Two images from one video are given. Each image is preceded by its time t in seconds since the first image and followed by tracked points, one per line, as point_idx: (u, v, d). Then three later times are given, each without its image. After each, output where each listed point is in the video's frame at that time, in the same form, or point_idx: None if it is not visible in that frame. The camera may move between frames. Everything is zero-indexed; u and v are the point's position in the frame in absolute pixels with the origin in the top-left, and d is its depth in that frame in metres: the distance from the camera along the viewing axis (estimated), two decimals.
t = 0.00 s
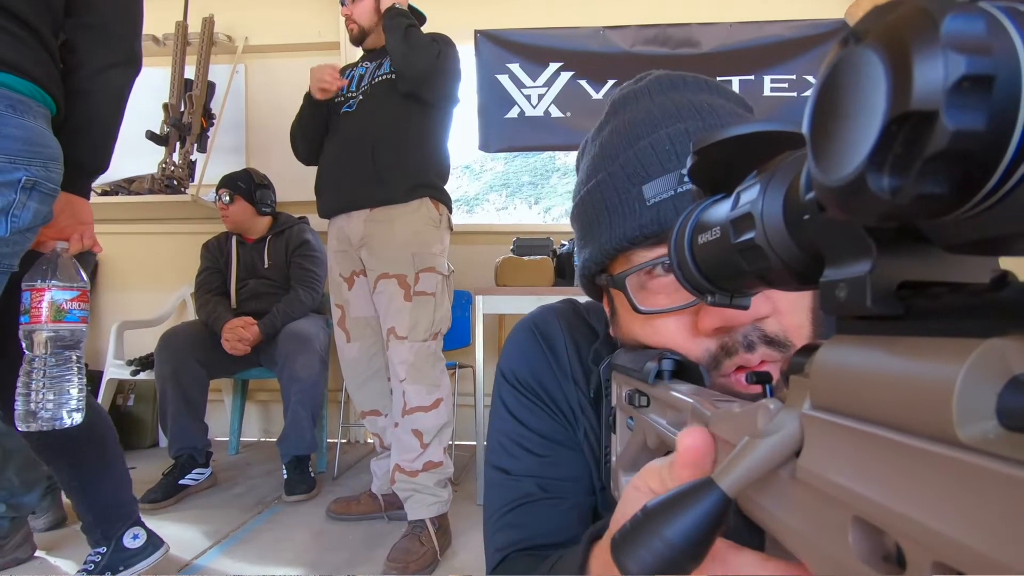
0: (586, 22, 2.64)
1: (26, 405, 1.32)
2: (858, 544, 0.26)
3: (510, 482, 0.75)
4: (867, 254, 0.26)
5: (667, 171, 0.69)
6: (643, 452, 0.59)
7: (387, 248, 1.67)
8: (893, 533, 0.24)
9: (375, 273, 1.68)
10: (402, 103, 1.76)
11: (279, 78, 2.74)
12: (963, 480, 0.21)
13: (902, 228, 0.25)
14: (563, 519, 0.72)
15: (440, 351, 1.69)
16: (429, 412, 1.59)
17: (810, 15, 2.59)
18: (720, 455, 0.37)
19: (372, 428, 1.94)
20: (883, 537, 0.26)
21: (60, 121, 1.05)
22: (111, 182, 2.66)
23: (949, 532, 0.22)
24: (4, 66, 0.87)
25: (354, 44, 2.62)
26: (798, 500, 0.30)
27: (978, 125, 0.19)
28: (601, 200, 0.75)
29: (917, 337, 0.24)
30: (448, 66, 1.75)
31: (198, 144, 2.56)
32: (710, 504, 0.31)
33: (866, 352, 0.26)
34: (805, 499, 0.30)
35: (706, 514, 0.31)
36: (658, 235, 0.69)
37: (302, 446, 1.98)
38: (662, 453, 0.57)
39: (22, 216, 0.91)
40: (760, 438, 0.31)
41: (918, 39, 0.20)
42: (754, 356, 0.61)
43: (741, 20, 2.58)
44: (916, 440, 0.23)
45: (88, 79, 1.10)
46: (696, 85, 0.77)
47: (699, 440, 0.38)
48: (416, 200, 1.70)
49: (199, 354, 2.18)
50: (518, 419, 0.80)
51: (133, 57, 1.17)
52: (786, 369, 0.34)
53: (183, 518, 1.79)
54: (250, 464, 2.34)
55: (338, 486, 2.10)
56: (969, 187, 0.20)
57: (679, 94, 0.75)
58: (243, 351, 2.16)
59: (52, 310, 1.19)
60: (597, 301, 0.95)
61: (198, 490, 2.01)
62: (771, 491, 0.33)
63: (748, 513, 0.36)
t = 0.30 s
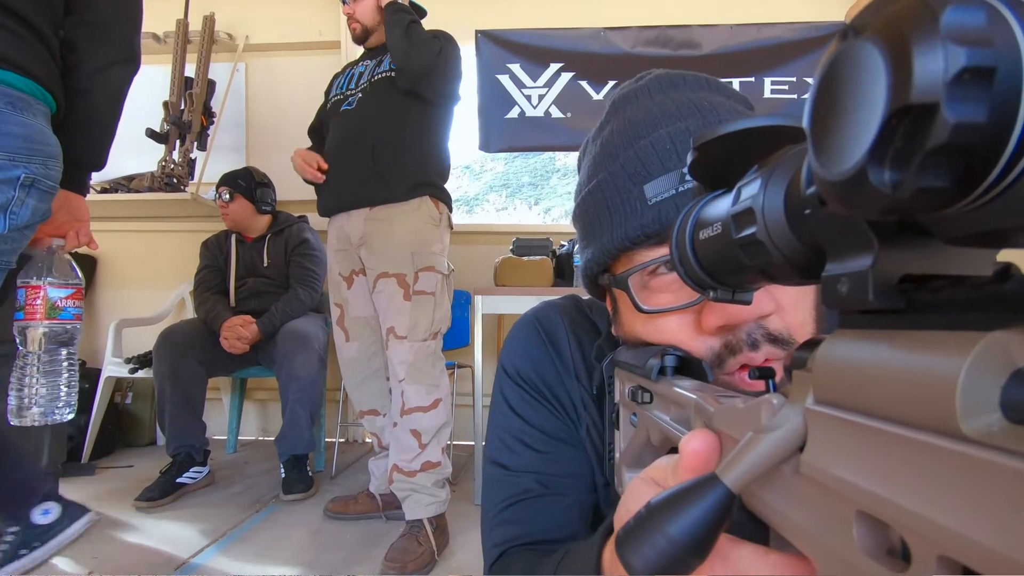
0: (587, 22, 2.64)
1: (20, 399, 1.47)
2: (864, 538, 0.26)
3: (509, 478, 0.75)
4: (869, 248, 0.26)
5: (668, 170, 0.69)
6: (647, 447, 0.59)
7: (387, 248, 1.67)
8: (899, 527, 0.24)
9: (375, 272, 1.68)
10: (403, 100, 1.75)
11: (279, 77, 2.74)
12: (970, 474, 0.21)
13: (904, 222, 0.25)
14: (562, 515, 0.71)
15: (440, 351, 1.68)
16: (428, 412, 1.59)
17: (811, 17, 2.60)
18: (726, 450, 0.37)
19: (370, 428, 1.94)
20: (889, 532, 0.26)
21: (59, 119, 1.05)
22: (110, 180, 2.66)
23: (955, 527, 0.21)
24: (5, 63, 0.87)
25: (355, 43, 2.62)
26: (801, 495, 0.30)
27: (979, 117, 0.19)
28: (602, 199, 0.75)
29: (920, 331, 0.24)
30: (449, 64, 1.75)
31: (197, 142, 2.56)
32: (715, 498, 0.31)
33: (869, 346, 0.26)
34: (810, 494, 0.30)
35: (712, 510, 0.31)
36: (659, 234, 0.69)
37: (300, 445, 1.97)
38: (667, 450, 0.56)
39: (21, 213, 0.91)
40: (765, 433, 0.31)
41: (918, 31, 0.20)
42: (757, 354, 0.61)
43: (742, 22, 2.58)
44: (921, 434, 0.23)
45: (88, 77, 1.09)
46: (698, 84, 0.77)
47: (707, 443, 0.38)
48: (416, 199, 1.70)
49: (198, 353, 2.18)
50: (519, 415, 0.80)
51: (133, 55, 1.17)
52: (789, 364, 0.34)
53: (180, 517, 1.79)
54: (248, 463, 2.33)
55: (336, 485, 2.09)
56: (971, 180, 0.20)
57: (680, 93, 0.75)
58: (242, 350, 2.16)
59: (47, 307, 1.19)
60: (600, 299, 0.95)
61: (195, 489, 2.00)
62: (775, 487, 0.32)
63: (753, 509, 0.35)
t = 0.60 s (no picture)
0: (592, 23, 2.64)
1: (22, 387, 1.49)
2: (857, 536, 0.26)
3: (502, 480, 0.74)
4: (860, 247, 0.25)
5: (660, 172, 0.69)
6: (640, 449, 0.59)
7: (388, 246, 1.67)
8: (890, 523, 0.24)
9: (376, 269, 1.68)
10: (404, 98, 1.75)
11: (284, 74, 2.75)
12: (960, 469, 0.21)
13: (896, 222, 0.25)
14: (555, 519, 0.71)
15: (439, 350, 1.68)
16: (427, 412, 1.59)
17: (816, 22, 2.60)
18: (721, 452, 0.37)
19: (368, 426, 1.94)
20: (881, 529, 0.26)
21: (62, 111, 1.05)
22: (114, 174, 2.66)
23: (945, 521, 0.21)
24: (7, 53, 0.87)
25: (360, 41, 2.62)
26: (794, 494, 0.30)
27: (965, 116, 0.19)
28: (595, 201, 0.75)
29: (911, 329, 0.24)
30: (451, 61, 1.75)
31: (201, 138, 2.56)
32: (710, 498, 0.31)
33: (860, 345, 0.26)
34: (804, 493, 0.29)
35: (707, 510, 0.31)
36: (652, 235, 0.69)
37: (298, 442, 1.97)
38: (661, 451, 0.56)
39: (21, 203, 0.91)
40: (760, 432, 0.31)
41: (904, 31, 0.20)
42: (749, 357, 0.61)
43: (748, 26, 2.58)
44: (913, 432, 0.23)
45: (92, 69, 1.10)
46: (693, 86, 0.77)
47: (702, 446, 0.37)
48: (418, 196, 1.70)
49: (198, 348, 2.18)
50: (512, 417, 0.80)
51: (138, 49, 1.17)
52: (782, 364, 0.34)
53: (177, 512, 1.79)
54: (246, 459, 2.34)
55: (334, 483, 2.09)
56: (961, 178, 0.20)
57: (673, 95, 0.75)
58: (242, 346, 2.17)
59: (50, 296, 1.19)
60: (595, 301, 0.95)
61: (193, 484, 2.01)
62: (770, 486, 0.32)
63: (748, 508, 0.35)
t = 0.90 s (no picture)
0: (594, 23, 2.64)
1: (27, 385, 1.50)
2: (853, 544, 0.26)
3: (501, 483, 0.74)
4: (862, 256, 0.25)
5: (665, 175, 0.69)
6: (638, 452, 0.59)
7: (390, 245, 1.67)
8: (886, 532, 0.24)
9: (378, 269, 1.68)
10: (408, 98, 1.75)
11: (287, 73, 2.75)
12: (958, 479, 0.21)
13: (899, 231, 0.25)
14: (554, 521, 0.71)
15: (440, 350, 1.69)
16: (428, 411, 1.59)
17: (819, 23, 2.60)
18: (718, 457, 0.37)
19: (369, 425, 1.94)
20: (877, 538, 0.26)
21: (63, 110, 1.05)
22: (115, 172, 2.67)
23: (942, 532, 0.21)
24: (8, 52, 0.87)
25: (362, 40, 2.63)
26: (792, 501, 0.30)
27: (972, 127, 0.19)
28: (599, 203, 0.75)
29: (912, 339, 0.24)
30: (455, 62, 1.75)
31: (203, 137, 2.56)
32: (707, 503, 0.31)
33: (860, 354, 0.26)
34: (800, 500, 0.30)
35: (703, 515, 0.31)
36: (656, 238, 0.69)
37: (299, 441, 1.98)
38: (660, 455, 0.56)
39: (22, 201, 0.91)
40: (758, 438, 0.31)
41: (913, 40, 0.20)
42: (751, 362, 0.61)
43: (750, 26, 2.58)
44: (913, 442, 0.23)
45: (94, 68, 1.10)
46: (697, 89, 0.77)
47: (700, 452, 0.37)
48: (421, 196, 1.70)
49: (199, 346, 2.18)
50: (512, 419, 0.80)
51: (140, 47, 1.17)
52: (782, 370, 0.34)
53: (177, 510, 1.79)
54: (246, 458, 2.34)
55: (334, 482, 2.10)
56: (965, 190, 0.20)
57: (678, 98, 0.75)
58: (243, 345, 2.17)
59: (54, 294, 1.20)
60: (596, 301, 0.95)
61: (194, 482, 2.01)
62: (767, 492, 0.32)
63: (745, 513, 0.35)
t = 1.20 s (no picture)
0: (594, 23, 2.64)
1: (24, 387, 1.50)
2: (854, 547, 0.26)
3: (503, 485, 0.74)
4: (867, 259, 0.25)
5: (666, 176, 0.69)
6: (639, 453, 0.59)
7: (390, 246, 1.67)
8: (887, 536, 0.24)
9: (379, 269, 1.68)
10: (408, 100, 1.75)
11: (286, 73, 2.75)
12: (960, 483, 0.21)
13: (904, 235, 0.25)
14: (556, 523, 0.71)
15: (440, 350, 1.69)
16: (428, 411, 1.60)
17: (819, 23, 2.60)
18: (720, 460, 0.37)
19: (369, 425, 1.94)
20: (878, 542, 0.26)
21: (62, 111, 1.05)
22: (115, 173, 2.67)
23: (943, 536, 0.21)
24: (7, 54, 0.87)
25: (362, 41, 2.62)
26: (793, 504, 0.30)
27: (978, 130, 0.19)
28: (600, 204, 0.75)
29: (916, 343, 0.24)
30: (455, 63, 1.74)
31: (203, 137, 2.56)
32: (708, 506, 0.31)
33: (863, 357, 0.26)
34: (800, 502, 0.30)
35: (704, 518, 0.31)
36: (657, 239, 0.69)
37: (299, 441, 1.98)
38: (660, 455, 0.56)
39: (21, 202, 0.91)
40: (760, 440, 0.31)
41: (919, 43, 0.20)
42: (754, 362, 0.61)
43: (750, 26, 2.58)
44: (916, 446, 0.23)
45: (93, 69, 1.10)
46: (697, 90, 0.77)
47: (701, 454, 0.37)
48: (422, 197, 1.70)
49: (199, 346, 2.18)
50: (514, 421, 0.80)
51: (139, 48, 1.17)
52: (784, 373, 0.34)
53: (177, 510, 1.79)
54: (246, 458, 2.34)
55: (334, 482, 2.09)
56: (970, 195, 0.20)
57: (678, 100, 0.75)
58: (243, 345, 2.17)
59: (51, 295, 1.20)
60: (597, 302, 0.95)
61: (194, 483, 2.01)
62: (768, 495, 0.32)
63: (745, 515, 0.35)
